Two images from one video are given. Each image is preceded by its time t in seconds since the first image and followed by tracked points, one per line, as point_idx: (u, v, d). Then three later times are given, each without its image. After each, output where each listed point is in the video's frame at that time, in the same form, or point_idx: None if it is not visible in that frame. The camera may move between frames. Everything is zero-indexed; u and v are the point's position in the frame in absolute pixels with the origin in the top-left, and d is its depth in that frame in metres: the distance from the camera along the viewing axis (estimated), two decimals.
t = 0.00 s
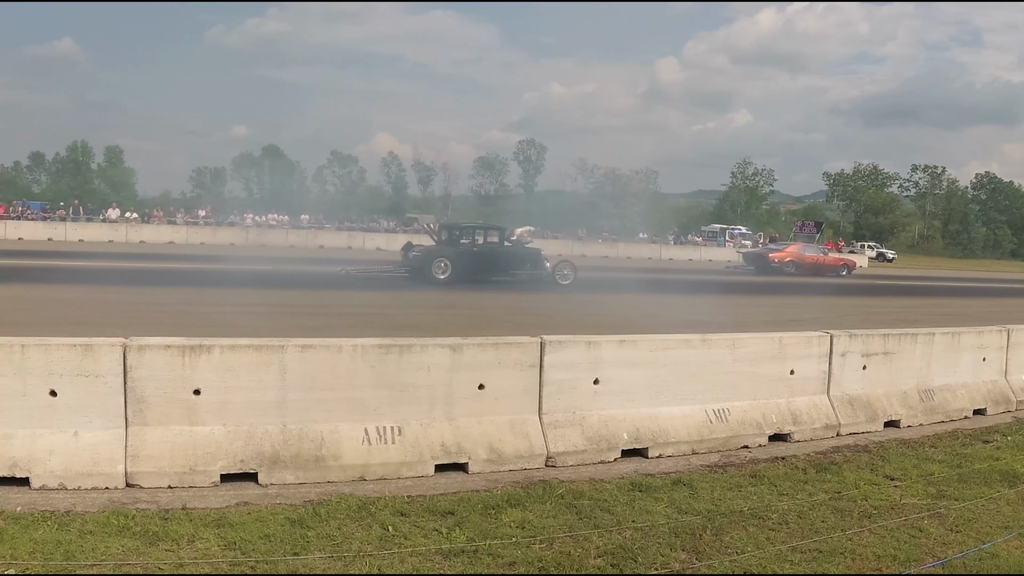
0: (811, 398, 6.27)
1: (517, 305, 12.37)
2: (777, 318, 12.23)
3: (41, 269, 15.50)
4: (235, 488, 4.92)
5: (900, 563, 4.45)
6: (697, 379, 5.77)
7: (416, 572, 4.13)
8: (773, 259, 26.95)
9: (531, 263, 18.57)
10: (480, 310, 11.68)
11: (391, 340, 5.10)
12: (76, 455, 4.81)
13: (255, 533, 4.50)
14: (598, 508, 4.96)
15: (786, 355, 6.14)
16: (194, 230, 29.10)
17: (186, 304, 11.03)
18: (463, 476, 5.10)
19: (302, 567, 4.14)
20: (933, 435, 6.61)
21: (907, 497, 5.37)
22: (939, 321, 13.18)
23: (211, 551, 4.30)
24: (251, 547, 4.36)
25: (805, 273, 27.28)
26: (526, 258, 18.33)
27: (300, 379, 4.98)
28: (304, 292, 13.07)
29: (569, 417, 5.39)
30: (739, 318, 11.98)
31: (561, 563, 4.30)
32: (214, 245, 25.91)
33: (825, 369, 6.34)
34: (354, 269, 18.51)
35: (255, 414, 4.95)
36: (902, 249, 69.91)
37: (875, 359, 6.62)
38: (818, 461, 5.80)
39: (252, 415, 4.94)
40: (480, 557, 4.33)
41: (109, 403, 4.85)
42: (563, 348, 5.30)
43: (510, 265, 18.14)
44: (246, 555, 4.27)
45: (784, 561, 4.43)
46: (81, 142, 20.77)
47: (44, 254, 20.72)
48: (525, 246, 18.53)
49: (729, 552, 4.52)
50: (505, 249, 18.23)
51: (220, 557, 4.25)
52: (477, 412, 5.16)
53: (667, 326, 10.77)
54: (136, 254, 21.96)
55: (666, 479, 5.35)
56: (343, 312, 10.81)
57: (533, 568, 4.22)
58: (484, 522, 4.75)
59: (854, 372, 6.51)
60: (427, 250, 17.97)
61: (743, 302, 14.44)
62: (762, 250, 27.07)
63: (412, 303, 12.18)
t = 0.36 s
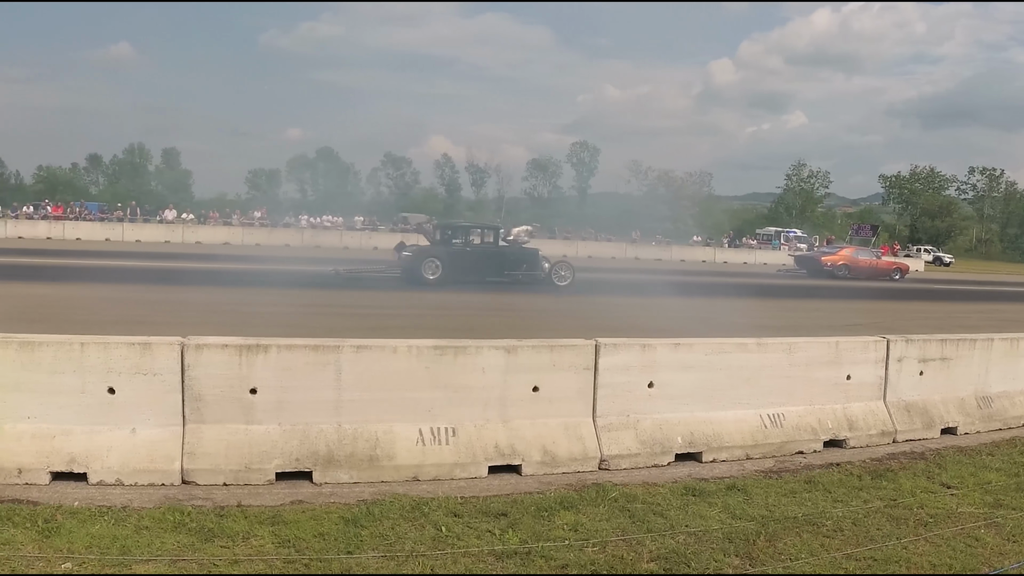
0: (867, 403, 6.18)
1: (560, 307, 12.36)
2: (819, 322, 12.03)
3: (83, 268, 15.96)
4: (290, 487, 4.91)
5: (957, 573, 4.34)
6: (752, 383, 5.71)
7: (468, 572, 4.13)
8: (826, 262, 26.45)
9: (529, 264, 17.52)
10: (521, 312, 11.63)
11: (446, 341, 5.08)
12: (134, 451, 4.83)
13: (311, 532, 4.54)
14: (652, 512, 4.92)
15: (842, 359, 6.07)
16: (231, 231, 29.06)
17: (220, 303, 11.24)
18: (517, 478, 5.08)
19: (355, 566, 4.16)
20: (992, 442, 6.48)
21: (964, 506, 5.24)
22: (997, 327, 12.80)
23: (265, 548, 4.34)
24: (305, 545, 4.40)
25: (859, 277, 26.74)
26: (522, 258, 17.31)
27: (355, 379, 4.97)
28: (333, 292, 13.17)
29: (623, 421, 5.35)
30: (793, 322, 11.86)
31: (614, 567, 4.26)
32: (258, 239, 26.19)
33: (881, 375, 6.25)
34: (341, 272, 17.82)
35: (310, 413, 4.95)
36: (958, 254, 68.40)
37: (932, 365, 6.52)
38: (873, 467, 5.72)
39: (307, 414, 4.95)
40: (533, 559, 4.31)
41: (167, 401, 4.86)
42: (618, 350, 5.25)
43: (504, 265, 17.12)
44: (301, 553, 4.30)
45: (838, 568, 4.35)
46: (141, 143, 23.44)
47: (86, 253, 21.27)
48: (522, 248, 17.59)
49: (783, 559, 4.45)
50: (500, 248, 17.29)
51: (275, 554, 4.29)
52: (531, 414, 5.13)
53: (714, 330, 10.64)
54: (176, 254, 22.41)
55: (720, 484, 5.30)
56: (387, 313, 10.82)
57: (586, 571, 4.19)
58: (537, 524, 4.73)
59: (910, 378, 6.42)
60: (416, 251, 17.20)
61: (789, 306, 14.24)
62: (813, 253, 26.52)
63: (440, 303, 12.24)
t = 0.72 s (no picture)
0: (928, 410, 6.08)
1: (601, 310, 12.38)
2: (858, 325, 11.94)
3: (124, 267, 16.57)
4: (347, 486, 4.92)
5: None
6: (811, 389, 5.64)
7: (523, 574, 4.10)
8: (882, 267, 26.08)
9: (530, 265, 17.55)
10: (563, 313, 11.71)
11: (504, 343, 5.06)
12: (194, 449, 4.85)
13: (367, 531, 4.55)
14: (709, 517, 4.87)
15: (903, 365, 5.97)
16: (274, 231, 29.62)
17: (253, 301, 11.53)
18: (573, 481, 5.06)
19: (412, 566, 4.17)
20: None
21: None
22: None
23: (323, 546, 4.37)
24: (362, 544, 4.41)
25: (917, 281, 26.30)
26: (523, 259, 17.34)
27: (414, 379, 4.97)
28: (362, 292, 13.47)
29: (681, 425, 5.31)
30: (848, 327, 11.75)
31: (670, 572, 4.21)
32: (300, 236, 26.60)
33: (942, 381, 6.14)
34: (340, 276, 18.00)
35: (369, 413, 4.95)
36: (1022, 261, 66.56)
37: (994, 372, 6.38)
38: (933, 476, 5.61)
39: (365, 415, 4.95)
40: (589, 563, 4.27)
41: (226, 399, 4.88)
42: (677, 354, 5.20)
43: (503, 265, 17.17)
44: (358, 552, 4.32)
45: None
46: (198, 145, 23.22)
47: (129, 253, 22.00)
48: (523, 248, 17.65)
49: (841, 567, 4.35)
50: (500, 250, 17.33)
51: (331, 552, 4.32)
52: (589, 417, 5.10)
53: (759, 333, 10.58)
54: (216, 254, 23.01)
55: (778, 490, 5.23)
56: (429, 313, 11.00)
57: None
58: (594, 527, 4.70)
59: (972, 385, 6.30)
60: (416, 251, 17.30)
61: (837, 310, 14.06)
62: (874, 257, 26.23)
63: (470, 304, 12.35)
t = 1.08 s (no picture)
0: (990, 418, 5.95)
1: (643, 311, 12.34)
2: (900, 330, 11.77)
3: (160, 267, 16.95)
4: (406, 486, 4.92)
5: None
6: (871, 394, 5.57)
7: None
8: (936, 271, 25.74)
9: (534, 266, 17.08)
10: (603, 315, 11.67)
11: (563, 345, 5.05)
12: (253, 446, 4.87)
13: (425, 531, 4.55)
14: (767, 523, 4.80)
15: (965, 372, 5.85)
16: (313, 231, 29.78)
17: (285, 301, 11.70)
18: (631, 485, 5.04)
19: (470, 567, 4.16)
20: None
21: None
22: None
23: (380, 546, 4.39)
24: (420, 544, 4.42)
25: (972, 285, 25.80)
26: (527, 260, 16.86)
27: (473, 381, 4.97)
28: (391, 292, 13.60)
29: (739, 429, 5.27)
30: (907, 331, 11.62)
31: None
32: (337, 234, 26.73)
33: (1006, 388, 6.00)
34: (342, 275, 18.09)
35: (427, 413, 4.96)
36: None
37: None
38: (995, 484, 5.48)
39: (424, 415, 4.96)
40: (646, 567, 4.23)
41: (287, 398, 4.90)
42: (737, 358, 5.16)
43: (505, 267, 16.67)
44: (416, 552, 4.32)
45: None
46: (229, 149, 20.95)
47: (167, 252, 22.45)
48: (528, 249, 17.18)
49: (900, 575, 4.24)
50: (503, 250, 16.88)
51: (388, 551, 4.34)
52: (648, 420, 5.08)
53: (804, 337, 10.44)
54: (253, 254, 23.32)
55: (837, 497, 5.16)
56: (470, 313, 11.05)
57: None
58: (652, 531, 4.66)
59: None
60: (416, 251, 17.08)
61: (885, 315, 13.80)
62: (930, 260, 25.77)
63: (501, 305, 12.37)
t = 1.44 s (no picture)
0: None
1: (683, 314, 12.28)
2: (939, 335, 11.58)
3: (193, 266, 17.34)
4: (463, 487, 4.93)
5: None
6: (931, 401, 5.49)
7: None
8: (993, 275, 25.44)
9: (538, 265, 17.08)
10: (636, 316, 11.64)
11: (623, 348, 5.03)
12: (313, 445, 4.89)
13: (482, 531, 4.55)
14: (825, 530, 4.73)
15: None
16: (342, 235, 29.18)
17: (315, 300, 11.91)
18: (688, 489, 5.01)
19: (526, 568, 4.15)
20: None
21: None
22: None
23: (438, 546, 4.39)
24: (477, 544, 4.42)
25: None
26: (530, 260, 16.85)
27: (532, 383, 4.97)
28: (419, 292, 13.80)
29: (798, 434, 5.23)
30: (972, 338, 11.45)
31: None
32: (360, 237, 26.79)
33: None
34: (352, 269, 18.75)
35: (486, 415, 4.96)
36: None
37: None
38: None
39: (483, 416, 4.96)
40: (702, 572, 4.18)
41: (346, 398, 4.92)
42: (798, 362, 5.12)
43: (507, 268, 16.69)
44: (473, 552, 4.32)
45: None
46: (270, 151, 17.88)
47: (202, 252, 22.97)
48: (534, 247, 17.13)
49: None
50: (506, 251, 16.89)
51: (446, 551, 4.35)
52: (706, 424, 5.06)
53: (846, 341, 10.31)
54: (285, 254, 23.64)
55: (896, 504, 5.07)
56: (503, 314, 11.19)
57: None
58: (709, 536, 4.62)
59: None
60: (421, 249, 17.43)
61: (933, 320, 13.54)
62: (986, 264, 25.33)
63: (530, 305, 12.44)
